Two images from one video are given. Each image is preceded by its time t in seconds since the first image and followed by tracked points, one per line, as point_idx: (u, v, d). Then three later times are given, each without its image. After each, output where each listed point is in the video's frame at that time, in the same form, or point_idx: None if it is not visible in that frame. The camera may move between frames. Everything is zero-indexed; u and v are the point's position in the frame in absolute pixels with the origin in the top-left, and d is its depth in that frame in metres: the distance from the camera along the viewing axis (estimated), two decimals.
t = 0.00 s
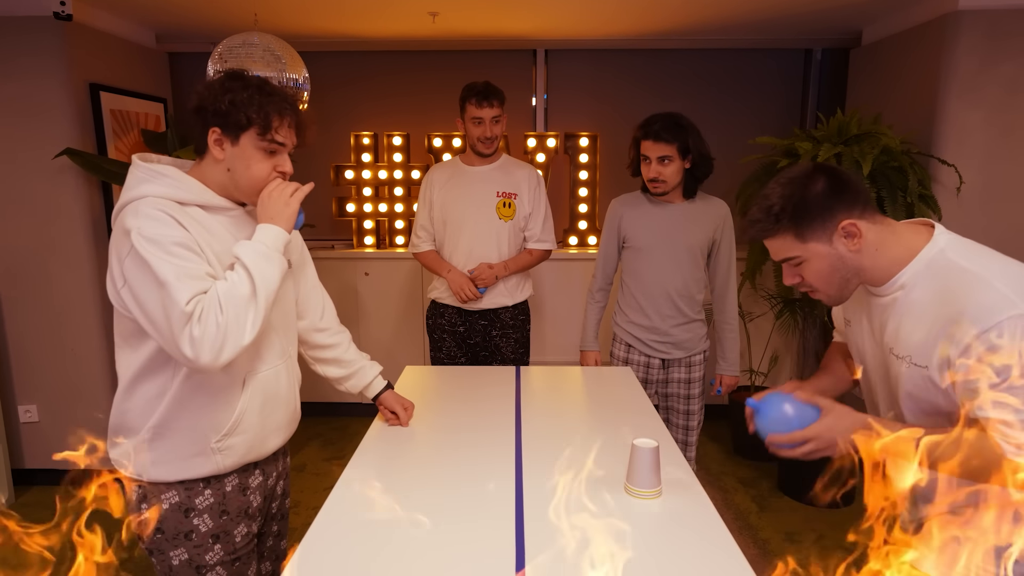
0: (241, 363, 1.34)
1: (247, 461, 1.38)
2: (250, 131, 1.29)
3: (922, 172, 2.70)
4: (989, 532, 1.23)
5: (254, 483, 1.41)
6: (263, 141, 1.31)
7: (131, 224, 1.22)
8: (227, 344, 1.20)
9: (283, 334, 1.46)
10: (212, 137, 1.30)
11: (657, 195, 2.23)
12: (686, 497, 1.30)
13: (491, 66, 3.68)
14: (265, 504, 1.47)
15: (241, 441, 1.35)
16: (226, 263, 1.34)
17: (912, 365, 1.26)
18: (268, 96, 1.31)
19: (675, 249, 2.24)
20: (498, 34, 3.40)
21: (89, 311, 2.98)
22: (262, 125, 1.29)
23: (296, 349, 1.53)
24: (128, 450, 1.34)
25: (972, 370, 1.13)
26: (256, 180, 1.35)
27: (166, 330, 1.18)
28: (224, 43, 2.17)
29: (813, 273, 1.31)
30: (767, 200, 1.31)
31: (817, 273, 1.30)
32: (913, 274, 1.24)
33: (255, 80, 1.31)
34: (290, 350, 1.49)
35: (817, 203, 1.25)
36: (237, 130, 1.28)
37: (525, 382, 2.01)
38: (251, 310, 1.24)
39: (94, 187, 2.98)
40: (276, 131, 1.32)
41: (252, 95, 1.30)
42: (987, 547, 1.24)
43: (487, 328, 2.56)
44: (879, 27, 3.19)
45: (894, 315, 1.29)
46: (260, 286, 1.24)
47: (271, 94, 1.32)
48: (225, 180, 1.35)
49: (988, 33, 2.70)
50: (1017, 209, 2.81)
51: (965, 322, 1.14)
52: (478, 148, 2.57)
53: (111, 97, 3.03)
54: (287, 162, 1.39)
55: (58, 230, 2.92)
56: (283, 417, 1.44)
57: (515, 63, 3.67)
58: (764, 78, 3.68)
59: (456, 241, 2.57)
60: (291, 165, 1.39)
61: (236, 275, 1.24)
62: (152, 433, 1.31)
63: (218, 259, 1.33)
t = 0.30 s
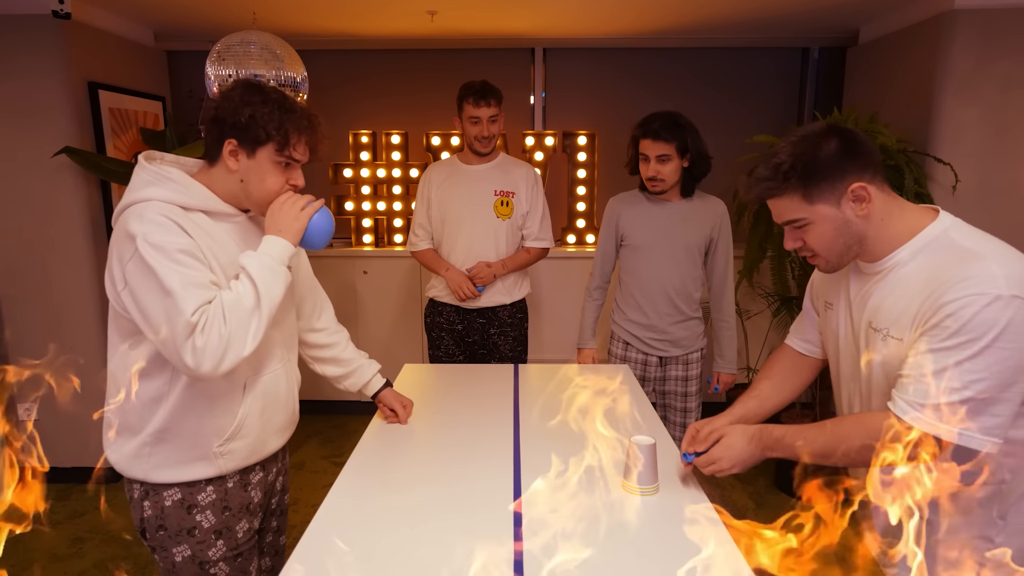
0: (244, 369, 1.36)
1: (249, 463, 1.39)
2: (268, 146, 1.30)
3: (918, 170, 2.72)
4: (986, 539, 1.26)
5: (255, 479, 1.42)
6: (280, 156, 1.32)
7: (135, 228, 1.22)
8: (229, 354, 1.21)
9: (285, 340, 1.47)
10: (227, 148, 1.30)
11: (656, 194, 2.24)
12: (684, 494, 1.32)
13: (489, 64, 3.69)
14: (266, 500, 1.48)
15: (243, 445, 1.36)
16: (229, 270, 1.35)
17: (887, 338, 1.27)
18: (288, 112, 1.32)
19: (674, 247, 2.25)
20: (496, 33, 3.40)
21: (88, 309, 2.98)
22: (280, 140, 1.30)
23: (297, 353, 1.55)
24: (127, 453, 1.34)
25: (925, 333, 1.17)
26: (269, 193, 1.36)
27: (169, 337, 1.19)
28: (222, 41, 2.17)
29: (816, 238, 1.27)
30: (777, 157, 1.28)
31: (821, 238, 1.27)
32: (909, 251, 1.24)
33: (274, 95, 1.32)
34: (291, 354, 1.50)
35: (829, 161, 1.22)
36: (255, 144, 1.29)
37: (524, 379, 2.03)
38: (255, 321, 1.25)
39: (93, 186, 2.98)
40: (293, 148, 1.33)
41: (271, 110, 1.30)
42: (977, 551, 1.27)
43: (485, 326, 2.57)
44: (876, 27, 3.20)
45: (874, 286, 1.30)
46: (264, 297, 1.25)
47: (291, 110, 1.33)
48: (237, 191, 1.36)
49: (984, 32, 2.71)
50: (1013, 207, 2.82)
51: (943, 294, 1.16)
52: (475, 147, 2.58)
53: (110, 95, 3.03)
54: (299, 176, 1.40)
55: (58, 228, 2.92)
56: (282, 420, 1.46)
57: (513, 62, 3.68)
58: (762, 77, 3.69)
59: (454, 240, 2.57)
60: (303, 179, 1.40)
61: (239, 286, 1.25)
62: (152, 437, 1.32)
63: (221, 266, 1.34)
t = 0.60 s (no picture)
0: (222, 376, 1.36)
1: (225, 468, 1.40)
2: (265, 159, 1.31)
3: (915, 173, 2.73)
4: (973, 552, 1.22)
5: (232, 481, 1.42)
6: (276, 170, 1.33)
7: (120, 231, 1.23)
8: (202, 364, 1.21)
9: (267, 347, 1.47)
10: (224, 157, 1.31)
11: (654, 197, 2.26)
12: (680, 496, 1.33)
13: (488, 67, 3.70)
14: (248, 501, 1.47)
15: (218, 451, 1.37)
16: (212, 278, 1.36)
17: (871, 337, 1.28)
18: (291, 129, 1.32)
19: (672, 249, 2.26)
20: (495, 36, 3.42)
21: (88, 311, 2.99)
22: (277, 155, 1.31)
23: (282, 361, 1.55)
24: (103, 451, 1.35)
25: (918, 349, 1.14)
26: (262, 204, 1.36)
27: (143, 342, 1.19)
28: (223, 45, 2.18)
29: (802, 222, 1.28)
30: (774, 134, 1.28)
31: (805, 222, 1.28)
32: (903, 245, 1.24)
33: (277, 109, 1.33)
34: (275, 362, 1.50)
35: (825, 144, 1.21)
36: (252, 156, 1.30)
37: (522, 382, 2.03)
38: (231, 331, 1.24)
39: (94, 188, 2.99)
40: (290, 162, 1.34)
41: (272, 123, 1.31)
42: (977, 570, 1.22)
43: (484, 327, 2.58)
44: (873, 30, 3.21)
45: (866, 284, 1.31)
46: (242, 309, 1.24)
47: (292, 125, 1.34)
48: (231, 200, 1.37)
49: (980, 35, 2.72)
50: (1009, 210, 2.84)
51: (930, 299, 1.14)
52: (473, 150, 2.59)
53: (110, 97, 3.05)
54: (294, 191, 1.41)
55: (57, 230, 2.93)
56: (262, 428, 1.45)
57: (513, 64, 3.69)
58: (760, 80, 3.71)
59: (453, 242, 2.58)
60: (297, 194, 1.41)
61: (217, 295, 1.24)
62: (129, 438, 1.33)
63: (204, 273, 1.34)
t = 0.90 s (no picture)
0: (195, 384, 1.36)
1: (197, 478, 1.39)
2: (247, 163, 1.32)
3: (914, 177, 2.73)
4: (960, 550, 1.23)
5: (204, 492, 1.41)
6: (258, 174, 1.34)
7: (95, 233, 1.24)
8: (171, 371, 1.21)
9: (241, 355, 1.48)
10: (206, 160, 1.32)
11: (654, 202, 2.27)
12: (678, 500, 1.33)
13: (487, 71, 3.72)
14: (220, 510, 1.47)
15: (188, 460, 1.37)
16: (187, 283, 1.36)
17: (864, 324, 1.28)
18: (277, 137, 1.34)
19: (671, 253, 2.26)
20: (494, 40, 3.43)
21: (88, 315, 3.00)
22: (260, 159, 1.31)
23: (257, 367, 1.56)
24: (72, 457, 1.34)
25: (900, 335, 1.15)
26: (243, 208, 1.37)
27: (112, 347, 1.19)
28: (223, 50, 2.19)
29: (812, 226, 1.29)
30: (785, 140, 1.29)
31: (815, 227, 1.29)
32: (903, 241, 1.23)
33: (262, 114, 1.35)
34: (250, 370, 1.51)
35: (834, 150, 1.22)
36: (234, 159, 1.30)
37: (522, 386, 2.04)
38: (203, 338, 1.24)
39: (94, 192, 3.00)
40: (273, 166, 1.34)
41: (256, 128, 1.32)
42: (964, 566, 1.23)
43: (482, 331, 2.59)
44: (871, 34, 3.23)
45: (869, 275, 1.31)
46: (215, 316, 1.24)
47: (276, 130, 1.35)
48: (211, 202, 1.37)
49: (977, 39, 2.73)
50: (1007, 213, 2.84)
51: (911, 286, 1.14)
52: (468, 153, 2.61)
53: (111, 102, 3.06)
54: (276, 196, 1.41)
55: (57, 233, 2.94)
56: (236, 436, 1.46)
57: (512, 69, 3.71)
58: (758, 84, 3.72)
59: (452, 246, 2.59)
60: (279, 199, 1.41)
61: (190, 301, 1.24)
62: (97, 444, 1.32)
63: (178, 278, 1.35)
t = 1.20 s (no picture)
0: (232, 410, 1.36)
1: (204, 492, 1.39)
2: (264, 168, 1.32)
3: (916, 180, 2.73)
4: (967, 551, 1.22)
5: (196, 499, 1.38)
6: (276, 176, 1.34)
7: (160, 267, 1.17)
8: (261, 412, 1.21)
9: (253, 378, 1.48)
10: (223, 171, 1.30)
11: (658, 203, 2.26)
12: (679, 503, 1.32)
13: (489, 73, 3.72)
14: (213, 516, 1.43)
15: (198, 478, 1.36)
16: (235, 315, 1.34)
17: (862, 328, 1.27)
18: (285, 135, 1.34)
19: (671, 255, 2.26)
20: (496, 42, 3.44)
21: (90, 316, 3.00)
22: (277, 160, 1.32)
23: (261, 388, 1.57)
24: (65, 468, 1.27)
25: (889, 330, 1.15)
26: (267, 213, 1.38)
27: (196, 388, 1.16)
28: (225, 52, 2.19)
29: (803, 235, 1.28)
30: (769, 155, 1.29)
31: (806, 235, 1.28)
32: (891, 242, 1.24)
33: (264, 114, 1.34)
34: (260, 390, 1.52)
35: (817, 162, 1.22)
36: (252, 166, 1.30)
37: (523, 388, 2.03)
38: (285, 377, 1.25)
39: (95, 194, 3.00)
40: (289, 167, 1.36)
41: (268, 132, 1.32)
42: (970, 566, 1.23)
43: (483, 333, 2.58)
44: (873, 36, 3.22)
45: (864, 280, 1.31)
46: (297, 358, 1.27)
47: (286, 130, 1.36)
48: (233, 213, 1.36)
49: (980, 41, 2.73)
50: (1010, 216, 2.84)
51: (899, 282, 1.14)
52: (468, 150, 2.59)
53: (113, 104, 3.06)
54: (296, 197, 1.42)
55: (59, 235, 2.94)
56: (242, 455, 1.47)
57: (513, 71, 3.70)
58: (760, 86, 3.71)
59: (453, 248, 2.59)
60: (299, 200, 1.42)
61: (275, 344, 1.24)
62: (98, 457, 1.26)
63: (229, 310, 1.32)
